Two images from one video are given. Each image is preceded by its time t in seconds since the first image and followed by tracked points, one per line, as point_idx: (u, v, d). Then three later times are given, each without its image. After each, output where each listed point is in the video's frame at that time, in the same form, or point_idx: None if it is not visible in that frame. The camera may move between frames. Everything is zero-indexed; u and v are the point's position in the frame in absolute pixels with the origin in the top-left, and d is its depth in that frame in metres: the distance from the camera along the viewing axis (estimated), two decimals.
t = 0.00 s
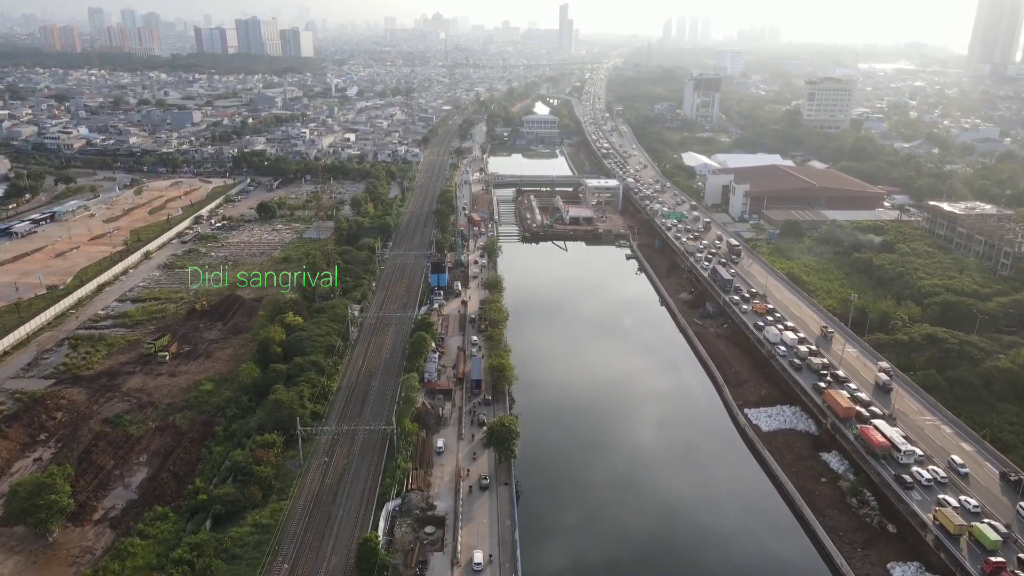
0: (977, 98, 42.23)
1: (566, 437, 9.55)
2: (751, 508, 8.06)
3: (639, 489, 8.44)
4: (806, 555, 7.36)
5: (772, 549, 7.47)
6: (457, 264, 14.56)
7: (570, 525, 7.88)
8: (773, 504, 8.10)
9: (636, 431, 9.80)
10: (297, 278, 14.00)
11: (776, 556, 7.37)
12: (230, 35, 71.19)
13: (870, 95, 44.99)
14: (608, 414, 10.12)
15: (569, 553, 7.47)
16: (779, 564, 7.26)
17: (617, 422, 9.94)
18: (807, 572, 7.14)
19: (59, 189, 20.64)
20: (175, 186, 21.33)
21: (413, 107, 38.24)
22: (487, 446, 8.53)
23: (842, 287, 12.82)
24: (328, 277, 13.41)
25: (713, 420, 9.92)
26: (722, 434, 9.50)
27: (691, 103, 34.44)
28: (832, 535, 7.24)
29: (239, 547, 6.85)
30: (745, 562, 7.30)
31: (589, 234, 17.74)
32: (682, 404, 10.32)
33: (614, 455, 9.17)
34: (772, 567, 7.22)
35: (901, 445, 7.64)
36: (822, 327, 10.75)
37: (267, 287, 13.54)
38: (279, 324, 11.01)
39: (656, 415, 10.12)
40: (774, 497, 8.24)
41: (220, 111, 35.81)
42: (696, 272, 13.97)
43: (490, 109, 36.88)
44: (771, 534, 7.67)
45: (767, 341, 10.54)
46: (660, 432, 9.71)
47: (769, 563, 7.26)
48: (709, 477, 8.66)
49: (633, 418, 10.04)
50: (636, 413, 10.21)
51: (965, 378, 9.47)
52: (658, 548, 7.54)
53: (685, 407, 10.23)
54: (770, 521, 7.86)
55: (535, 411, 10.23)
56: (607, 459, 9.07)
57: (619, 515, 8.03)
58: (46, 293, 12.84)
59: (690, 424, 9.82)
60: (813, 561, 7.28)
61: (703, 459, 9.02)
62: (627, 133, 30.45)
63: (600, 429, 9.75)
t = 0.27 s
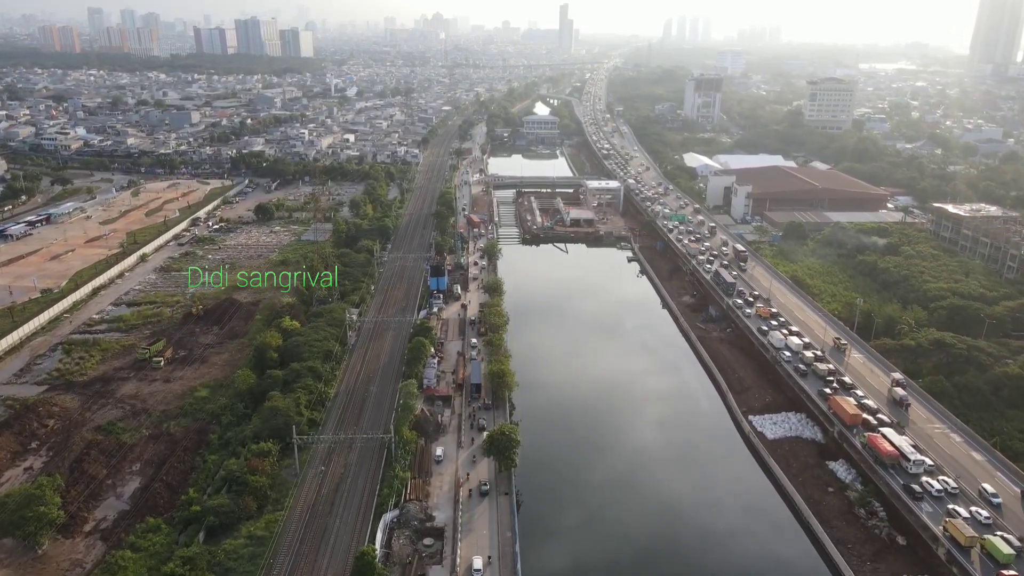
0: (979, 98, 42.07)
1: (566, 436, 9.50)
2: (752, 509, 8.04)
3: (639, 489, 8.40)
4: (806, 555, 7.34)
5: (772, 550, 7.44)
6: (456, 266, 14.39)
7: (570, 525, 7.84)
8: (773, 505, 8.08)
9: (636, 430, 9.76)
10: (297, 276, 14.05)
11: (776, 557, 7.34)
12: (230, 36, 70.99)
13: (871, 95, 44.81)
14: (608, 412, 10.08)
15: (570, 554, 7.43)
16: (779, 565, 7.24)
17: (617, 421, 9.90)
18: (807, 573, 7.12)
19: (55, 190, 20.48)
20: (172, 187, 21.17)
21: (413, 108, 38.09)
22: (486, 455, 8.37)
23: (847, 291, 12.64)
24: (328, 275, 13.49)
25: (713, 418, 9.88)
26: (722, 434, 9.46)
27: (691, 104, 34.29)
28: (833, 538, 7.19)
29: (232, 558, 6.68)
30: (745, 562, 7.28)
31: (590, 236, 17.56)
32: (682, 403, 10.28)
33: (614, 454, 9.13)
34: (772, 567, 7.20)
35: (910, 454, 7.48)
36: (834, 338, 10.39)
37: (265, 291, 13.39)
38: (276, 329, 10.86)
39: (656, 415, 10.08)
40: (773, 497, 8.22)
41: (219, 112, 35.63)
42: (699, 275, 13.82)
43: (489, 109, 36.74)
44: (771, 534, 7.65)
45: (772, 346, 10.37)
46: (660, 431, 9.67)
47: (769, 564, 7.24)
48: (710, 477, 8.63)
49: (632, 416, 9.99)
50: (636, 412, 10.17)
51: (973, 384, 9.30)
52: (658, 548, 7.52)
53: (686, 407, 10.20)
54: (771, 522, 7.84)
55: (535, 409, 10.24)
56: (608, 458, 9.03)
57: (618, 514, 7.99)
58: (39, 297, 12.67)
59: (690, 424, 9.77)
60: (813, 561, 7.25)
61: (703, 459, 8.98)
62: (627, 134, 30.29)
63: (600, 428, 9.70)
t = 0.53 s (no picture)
0: (981, 99, 41.88)
1: (566, 437, 9.47)
2: (752, 509, 8.03)
3: (639, 489, 8.37)
4: (806, 555, 7.32)
5: (772, 550, 7.42)
6: (456, 269, 14.23)
7: (570, 524, 7.82)
8: (773, 505, 8.07)
9: (635, 429, 9.74)
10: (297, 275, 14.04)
11: (776, 556, 7.32)
12: (229, 36, 70.81)
13: (872, 95, 44.61)
14: (608, 412, 10.06)
15: (570, 553, 7.41)
16: (780, 564, 7.22)
17: (617, 421, 9.89)
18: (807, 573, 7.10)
19: (52, 192, 20.32)
20: (170, 189, 21.01)
21: (412, 108, 37.95)
22: (486, 464, 8.19)
23: (852, 295, 12.47)
24: (327, 276, 13.48)
25: (713, 418, 9.86)
26: (723, 434, 9.45)
27: (692, 104, 34.14)
28: (834, 541, 7.15)
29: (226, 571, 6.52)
30: (745, 562, 7.26)
31: (591, 238, 17.40)
32: (683, 403, 10.26)
33: (615, 454, 9.12)
34: (772, 567, 7.18)
35: (919, 464, 7.30)
36: (849, 351, 9.98)
37: (262, 294, 13.22)
38: (272, 334, 10.69)
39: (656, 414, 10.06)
40: (773, 497, 8.20)
41: (218, 112, 35.47)
42: (701, 278, 13.67)
43: (489, 110, 36.59)
44: (772, 534, 7.63)
45: (775, 350, 10.25)
46: (660, 431, 9.65)
47: (769, 563, 7.22)
48: (710, 476, 8.62)
49: (632, 416, 9.98)
50: (637, 412, 10.15)
51: (982, 391, 9.14)
52: (658, 548, 7.49)
53: (686, 407, 10.18)
54: (771, 522, 7.82)
55: (535, 409, 10.20)
56: (608, 458, 9.02)
57: (618, 514, 7.98)
58: (34, 301, 12.50)
59: (691, 424, 9.76)
60: (813, 561, 7.23)
61: (703, 458, 8.98)
62: (628, 135, 30.12)
63: (599, 428, 9.68)
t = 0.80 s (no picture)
0: (983, 99, 41.68)
1: (566, 437, 9.40)
2: (753, 509, 8.00)
3: (639, 489, 8.32)
4: (805, 556, 7.29)
5: (772, 550, 7.39)
6: (455, 272, 14.05)
7: (570, 525, 7.75)
8: (772, 506, 8.05)
9: (635, 429, 9.67)
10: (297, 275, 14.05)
11: (776, 557, 7.29)
12: (229, 36, 70.64)
13: (874, 96, 44.40)
14: (608, 411, 10.00)
15: (571, 553, 7.35)
16: (780, 565, 7.19)
17: (617, 420, 9.84)
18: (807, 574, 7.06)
19: (48, 194, 20.16)
20: (167, 190, 20.84)
21: (412, 109, 37.78)
22: (486, 473, 8.02)
23: (857, 299, 12.30)
24: (328, 276, 13.51)
25: (713, 418, 9.81)
26: (722, 434, 9.42)
27: (693, 104, 33.96)
28: (835, 544, 7.10)
29: None
30: (745, 562, 7.22)
31: (592, 240, 17.22)
32: (683, 403, 10.20)
33: (615, 453, 9.07)
34: (772, 567, 7.15)
35: (929, 474, 7.14)
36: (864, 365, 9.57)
37: (259, 298, 13.05)
38: (268, 340, 10.52)
39: (656, 414, 10.01)
40: (772, 497, 8.17)
41: (217, 113, 35.30)
42: (704, 281, 13.49)
43: (490, 110, 36.42)
44: (772, 535, 7.60)
45: (780, 356, 10.09)
46: (660, 430, 9.59)
47: (769, 564, 7.19)
48: (710, 477, 8.58)
49: (632, 416, 9.92)
50: (637, 412, 10.09)
51: (992, 398, 8.96)
52: (659, 548, 7.44)
53: (687, 407, 10.13)
54: (771, 522, 7.79)
55: (535, 409, 10.12)
56: (608, 457, 8.96)
57: (618, 514, 7.92)
58: (27, 305, 12.33)
59: (691, 423, 9.71)
60: (813, 563, 7.20)
61: (703, 458, 8.94)
62: (629, 135, 29.95)
63: (600, 427, 9.60)
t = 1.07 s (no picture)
0: (985, 99, 41.49)
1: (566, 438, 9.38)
2: (752, 509, 8.00)
3: (639, 489, 8.32)
4: (805, 556, 7.29)
5: (772, 550, 7.39)
6: (455, 275, 13.88)
7: (570, 525, 7.75)
8: (772, 505, 8.06)
9: (635, 429, 9.67)
10: (297, 276, 14.04)
11: (776, 556, 7.29)
12: (229, 36, 70.42)
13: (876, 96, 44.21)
14: (608, 411, 9.99)
15: (571, 553, 7.35)
16: (780, 565, 7.19)
17: (617, 420, 9.84)
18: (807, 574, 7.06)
19: (44, 195, 19.98)
20: (164, 191, 20.67)
21: (412, 109, 37.62)
22: (486, 483, 7.84)
23: (862, 303, 12.13)
24: (328, 276, 13.51)
25: (713, 420, 9.82)
26: (722, 434, 9.43)
27: (694, 104, 33.79)
28: (836, 545, 7.08)
29: None
30: (745, 561, 7.23)
31: (593, 243, 17.06)
32: (682, 404, 10.20)
33: (615, 454, 9.07)
34: (772, 567, 7.15)
35: (940, 485, 6.96)
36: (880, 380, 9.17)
37: (256, 301, 12.89)
38: (265, 345, 10.35)
39: (656, 414, 10.01)
40: (772, 497, 8.17)
41: (215, 113, 35.12)
42: (706, 285, 13.32)
43: (490, 111, 36.24)
44: (772, 535, 7.60)
45: (784, 362, 9.92)
46: (660, 430, 9.59)
47: (770, 563, 7.19)
48: (710, 477, 8.58)
49: (632, 416, 9.92)
50: (637, 412, 10.09)
51: (1001, 405, 8.80)
52: (658, 549, 7.45)
53: (687, 408, 10.13)
54: (771, 522, 7.79)
55: (535, 410, 10.11)
56: (608, 457, 8.98)
57: (618, 514, 7.93)
58: (21, 309, 12.16)
59: (691, 424, 9.71)
60: (813, 562, 7.20)
61: (703, 458, 8.94)
62: (630, 136, 29.79)
63: (600, 428, 9.59)
